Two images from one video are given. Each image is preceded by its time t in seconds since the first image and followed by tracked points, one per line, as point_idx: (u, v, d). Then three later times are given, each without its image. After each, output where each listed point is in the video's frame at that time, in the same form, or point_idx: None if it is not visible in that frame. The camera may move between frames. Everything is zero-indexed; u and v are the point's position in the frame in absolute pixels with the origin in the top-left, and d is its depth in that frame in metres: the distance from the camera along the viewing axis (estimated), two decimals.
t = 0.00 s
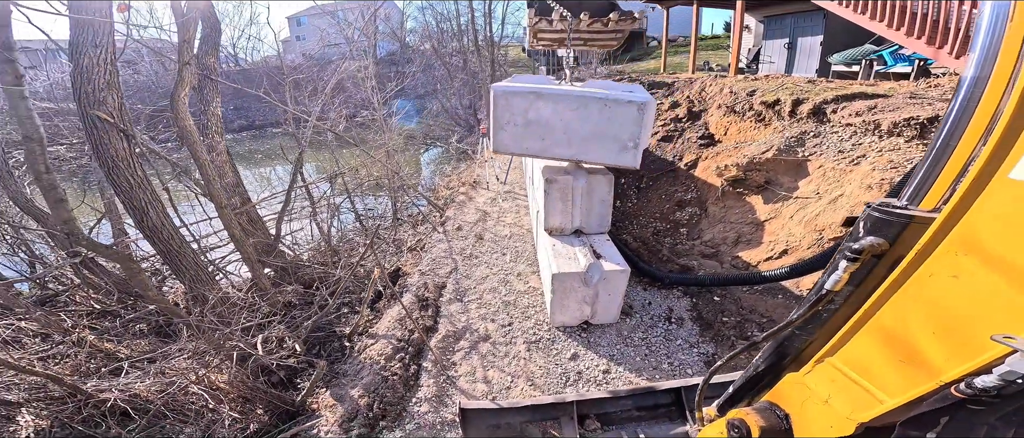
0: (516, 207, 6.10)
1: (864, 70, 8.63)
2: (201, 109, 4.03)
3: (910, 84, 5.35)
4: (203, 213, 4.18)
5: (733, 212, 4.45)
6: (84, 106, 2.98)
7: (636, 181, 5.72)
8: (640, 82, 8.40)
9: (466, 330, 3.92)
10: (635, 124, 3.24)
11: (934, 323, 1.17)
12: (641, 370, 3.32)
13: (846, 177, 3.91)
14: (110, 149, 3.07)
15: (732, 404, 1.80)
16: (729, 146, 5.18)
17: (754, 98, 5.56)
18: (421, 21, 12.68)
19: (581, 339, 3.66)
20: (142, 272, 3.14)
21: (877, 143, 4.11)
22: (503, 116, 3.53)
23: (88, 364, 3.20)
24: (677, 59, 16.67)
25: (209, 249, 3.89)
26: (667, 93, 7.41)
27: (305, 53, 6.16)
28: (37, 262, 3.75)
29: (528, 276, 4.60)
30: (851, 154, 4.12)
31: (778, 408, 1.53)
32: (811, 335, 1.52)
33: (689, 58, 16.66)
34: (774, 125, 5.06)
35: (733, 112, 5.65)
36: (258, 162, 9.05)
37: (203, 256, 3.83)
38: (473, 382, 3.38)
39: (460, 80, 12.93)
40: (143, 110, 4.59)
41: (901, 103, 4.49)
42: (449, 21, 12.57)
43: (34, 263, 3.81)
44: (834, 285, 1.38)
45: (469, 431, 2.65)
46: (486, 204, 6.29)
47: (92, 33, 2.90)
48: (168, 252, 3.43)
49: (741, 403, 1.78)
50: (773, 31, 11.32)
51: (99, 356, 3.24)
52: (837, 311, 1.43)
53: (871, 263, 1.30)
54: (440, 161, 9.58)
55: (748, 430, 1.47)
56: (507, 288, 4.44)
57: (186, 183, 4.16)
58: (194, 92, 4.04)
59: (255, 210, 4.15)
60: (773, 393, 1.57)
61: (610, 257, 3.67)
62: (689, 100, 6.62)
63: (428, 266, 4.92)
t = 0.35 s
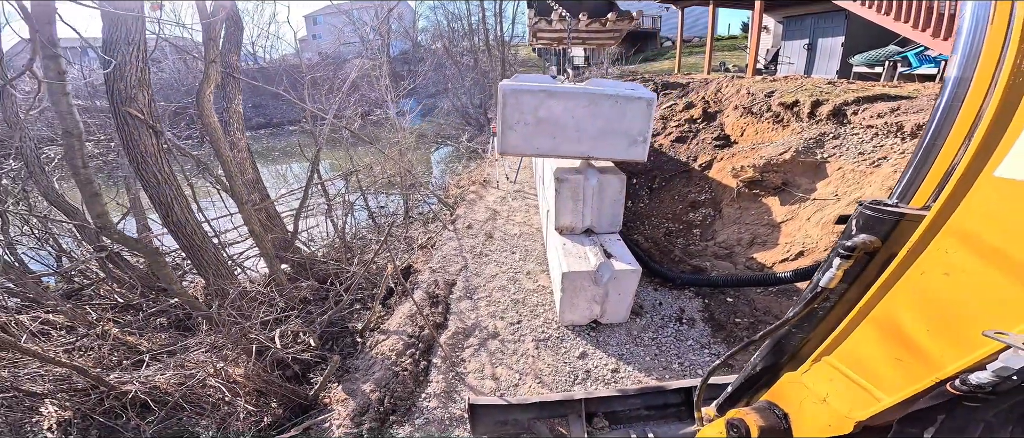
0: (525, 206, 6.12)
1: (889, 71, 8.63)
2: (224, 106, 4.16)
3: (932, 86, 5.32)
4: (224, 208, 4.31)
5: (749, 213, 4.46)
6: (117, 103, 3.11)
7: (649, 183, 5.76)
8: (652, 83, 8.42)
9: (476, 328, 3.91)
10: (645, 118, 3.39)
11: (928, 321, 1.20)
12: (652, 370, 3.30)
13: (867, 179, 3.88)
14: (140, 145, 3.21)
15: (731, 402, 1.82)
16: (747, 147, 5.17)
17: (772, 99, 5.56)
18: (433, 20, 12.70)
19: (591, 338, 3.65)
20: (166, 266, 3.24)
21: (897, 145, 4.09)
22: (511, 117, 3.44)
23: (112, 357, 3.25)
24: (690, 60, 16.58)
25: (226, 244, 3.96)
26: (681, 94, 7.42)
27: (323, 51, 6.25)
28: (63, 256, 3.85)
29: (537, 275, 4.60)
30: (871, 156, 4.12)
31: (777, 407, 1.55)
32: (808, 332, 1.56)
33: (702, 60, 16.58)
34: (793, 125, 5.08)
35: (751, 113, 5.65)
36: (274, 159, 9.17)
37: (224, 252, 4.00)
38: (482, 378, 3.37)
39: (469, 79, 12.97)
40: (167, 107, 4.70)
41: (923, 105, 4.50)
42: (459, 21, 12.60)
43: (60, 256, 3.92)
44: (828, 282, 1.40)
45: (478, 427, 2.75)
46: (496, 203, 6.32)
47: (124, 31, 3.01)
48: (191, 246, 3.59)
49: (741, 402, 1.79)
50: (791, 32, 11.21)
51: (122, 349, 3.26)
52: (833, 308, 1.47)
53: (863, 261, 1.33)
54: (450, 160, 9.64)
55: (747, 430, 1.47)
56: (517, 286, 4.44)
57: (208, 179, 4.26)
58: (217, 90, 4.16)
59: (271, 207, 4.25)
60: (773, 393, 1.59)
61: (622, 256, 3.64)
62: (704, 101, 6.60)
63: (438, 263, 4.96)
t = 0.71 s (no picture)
0: (532, 205, 6.13)
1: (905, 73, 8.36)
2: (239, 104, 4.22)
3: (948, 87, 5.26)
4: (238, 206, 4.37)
5: (760, 214, 4.46)
6: (139, 102, 3.17)
7: (656, 183, 5.78)
8: (661, 84, 8.42)
9: (482, 325, 3.91)
10: (643, 118, 3.63)
11: (917, 317, 1.22)
12: (659, 369, 3.28)
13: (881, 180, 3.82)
14: (161, 142, 3.27)
15: (728, 401, 1.81)
16: (757, 148, 5.14)
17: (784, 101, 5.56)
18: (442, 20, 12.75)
19: (597, 337, 3.64)
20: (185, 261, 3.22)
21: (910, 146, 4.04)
22: (519, 117, 3.46)
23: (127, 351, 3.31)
24: (699, 61, 16.49)
25: (240, 241, 4.03)
26: (691, 94, 7.41)
27: (334, 51, 6.28)
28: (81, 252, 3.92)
29: (543, 274, 4.60)
30: (884, 157, 4.07)
31: (775, 406, 1.56)
32: (801, 330, 1.53)
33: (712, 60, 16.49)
34: (805, 127, 5.03)
35: (762, 114, 5.63)
36: (285, 157, 9.23)
37: (237, 248, 4.05)
38: (488, 376, 3.36)
39: (477, 79, 12.99)
40: (183, 105, 4.77)
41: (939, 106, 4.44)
42: (467, 20, 12.64)
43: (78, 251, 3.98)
44: (820, 279, 1.39)
45: (485, 424, 2.77)
46: (503, 202, 6.34)
47: (147, 29, 3.05)
48: (207, 243, 3.63)
49: (739, 400, 1.79)
50: (804, 32, 11.13)
51: (137, 343, 3.35)
52: (824, 306, 1.46)
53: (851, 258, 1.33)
54: (456, 159, 9.66)
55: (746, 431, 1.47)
56: (523, 285, 4.44)
57: (222, 177, 4.31)
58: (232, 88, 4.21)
59: (283, 205, 4.32)
60: (770, 392, 1.61)
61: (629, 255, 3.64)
62: (714, 102, 6.58)
63: (445, 262, 4.98)
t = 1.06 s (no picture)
0: (536, 205, 6.14)
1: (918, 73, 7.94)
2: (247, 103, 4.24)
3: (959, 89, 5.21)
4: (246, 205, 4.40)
5: (767, 215, 4.45)
6: (149, 100, 3.19)
7: (662, 183, 5.78)
8: (667, 85, 8.42)
9: (486, 325, 3.92)
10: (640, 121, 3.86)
11: (915, 314, 1.25)
12: (662, 370, 3.28)
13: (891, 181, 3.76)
14: (171, 140, 3.29)
15: (733, 403, 1.84)
16: (765, 149, 5.12)
17: (792, 102, 5.54)
18: (447, 19, 12.77)
19: (600, 337, 3.65)
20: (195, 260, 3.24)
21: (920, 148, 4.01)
22: (522, 131, 3.63)
23: (134, 348, 3.34)
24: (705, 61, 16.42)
25: (248, 240, 4.05)
26: (698, 95, 7.41)
27: (341, 50, 6.32)
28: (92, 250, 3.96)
29: (547, 274, 4.59)
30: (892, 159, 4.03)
31: (778, 407, 1.57)
32: (801, 327, 1.59)
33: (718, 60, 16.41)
34: (814, 127, 5.00)
35: (771, 114, 5.61)
36: (292, 156, 9.30)
37: (245, 246, 4.08)
38: (491, 375, 3.38)
39: (482, 78, 12.99)
40: (193, 104, 4.81)
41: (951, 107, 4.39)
42: (472, 20, 12.64)
43: (89, 249, 4.02)
44: (818, 275, 1.45)
45: (487, 423, 2.77)
46: (507, 202, 6.36)
47: (158, 28, 3.06)
48: (215, 241, 3.64)
49: (742, 403, 1.81)
50: (813, 33, 11.06)
51: (145, 341, 3.37)
52: (823, 304, 1.52)
53: (849, 255, 1.40)
54: (461, 159, 9.67)
55: (749, 430, 1.49)
56: (527, 284, 4.44)
57: (231, 175, 4.34)
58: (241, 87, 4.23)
59: (291, 204, 4.34)
60: (774, 394, 1.62)
61: (634, 256, 3.64)
62: (722, 102, 6.57)
63: (449, 261, 5.00)
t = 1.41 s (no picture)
0: (540, 205, 6.15)
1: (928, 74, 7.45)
2: (255, 103, 4.26)
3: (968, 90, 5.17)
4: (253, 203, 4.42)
5: (773, 216, 4.45)
6: (159, 99, 3.20)
7: (666, 184, 5.79)
8: (672, 85, 8.41)
9: (489, 325, 3.93)
10: (634, 121, 3.85)
11: (910, 311, 1.27)
12: (665, 371, 3.29)
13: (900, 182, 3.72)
14: (178, 139, 3.30)
15: (736, 403, 1.86)
16: (772, 150, 5.11)
17: (800, 102, 5.53)
18: (452, 19, 12.78)
19: (603, 337, 3.65)
20: (200, 258, 3.25)
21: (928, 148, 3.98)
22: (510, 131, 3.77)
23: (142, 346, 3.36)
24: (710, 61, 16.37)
25: (254, 238, 4.07)
26: (705, 95, 7.40)
27: (346, 50, 6.33)
28: (100, 248, 3.99)
29: (550, 273, 4.60)
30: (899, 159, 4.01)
31: (781, 408, 1.57)
32: (802, 325, 1.61)
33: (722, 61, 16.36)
34: (821, 128, 4.99)
35: (777, 115, 5.59)
36: (298, 155, 9.33)
37: (251, 245, 4.09)
38: (493, 375, 3.38)
39: (486, 78, 12.98)
40: (201, 103, 4.84)
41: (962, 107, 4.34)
42: (477, 19, 12.62)
43: (97, 247, 4.06)
44: (814, 272, 1.46)
45: (489, 422, 2.77)
46: (511, 202, 6.36)
47: (168, 28, 3.07)
48: (221, 240, 3.66)
49: (744, 404, 1.84)
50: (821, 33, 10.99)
51: (152, 339, 3.40)
52: (822, 302, 1.53)
53: (843, 253, 1.41)
54: (465, 158, 9.68)
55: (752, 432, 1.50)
56: (530, 284, 4.45)
57: (238, 174, 4.36)
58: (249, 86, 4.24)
59: (296, 203, 4.36)
60: (775, 395, 1.62)
61: (638, 256, 3.63)
62: (728, 102, 6.56)
63: (453, 260, 5.00)
